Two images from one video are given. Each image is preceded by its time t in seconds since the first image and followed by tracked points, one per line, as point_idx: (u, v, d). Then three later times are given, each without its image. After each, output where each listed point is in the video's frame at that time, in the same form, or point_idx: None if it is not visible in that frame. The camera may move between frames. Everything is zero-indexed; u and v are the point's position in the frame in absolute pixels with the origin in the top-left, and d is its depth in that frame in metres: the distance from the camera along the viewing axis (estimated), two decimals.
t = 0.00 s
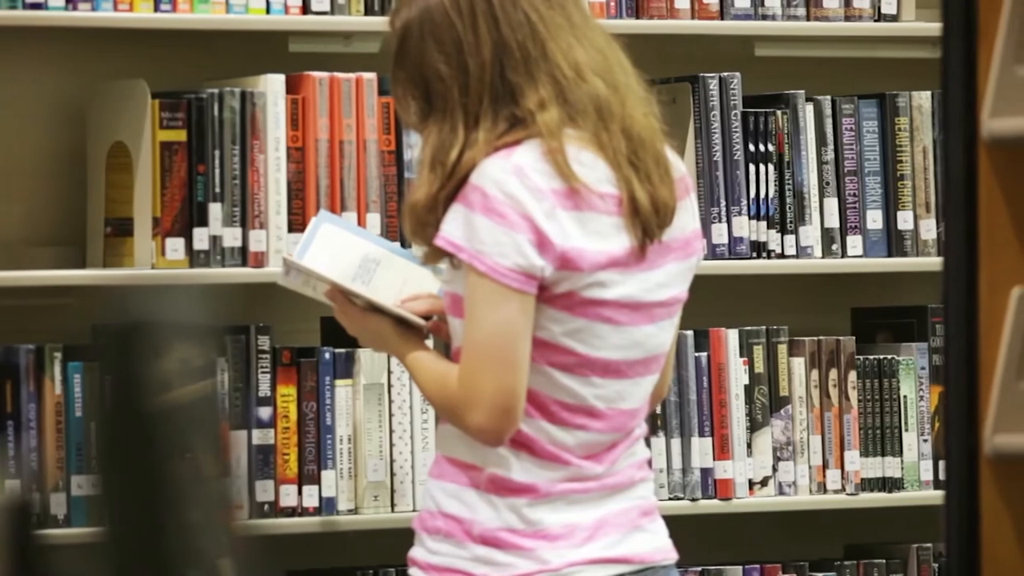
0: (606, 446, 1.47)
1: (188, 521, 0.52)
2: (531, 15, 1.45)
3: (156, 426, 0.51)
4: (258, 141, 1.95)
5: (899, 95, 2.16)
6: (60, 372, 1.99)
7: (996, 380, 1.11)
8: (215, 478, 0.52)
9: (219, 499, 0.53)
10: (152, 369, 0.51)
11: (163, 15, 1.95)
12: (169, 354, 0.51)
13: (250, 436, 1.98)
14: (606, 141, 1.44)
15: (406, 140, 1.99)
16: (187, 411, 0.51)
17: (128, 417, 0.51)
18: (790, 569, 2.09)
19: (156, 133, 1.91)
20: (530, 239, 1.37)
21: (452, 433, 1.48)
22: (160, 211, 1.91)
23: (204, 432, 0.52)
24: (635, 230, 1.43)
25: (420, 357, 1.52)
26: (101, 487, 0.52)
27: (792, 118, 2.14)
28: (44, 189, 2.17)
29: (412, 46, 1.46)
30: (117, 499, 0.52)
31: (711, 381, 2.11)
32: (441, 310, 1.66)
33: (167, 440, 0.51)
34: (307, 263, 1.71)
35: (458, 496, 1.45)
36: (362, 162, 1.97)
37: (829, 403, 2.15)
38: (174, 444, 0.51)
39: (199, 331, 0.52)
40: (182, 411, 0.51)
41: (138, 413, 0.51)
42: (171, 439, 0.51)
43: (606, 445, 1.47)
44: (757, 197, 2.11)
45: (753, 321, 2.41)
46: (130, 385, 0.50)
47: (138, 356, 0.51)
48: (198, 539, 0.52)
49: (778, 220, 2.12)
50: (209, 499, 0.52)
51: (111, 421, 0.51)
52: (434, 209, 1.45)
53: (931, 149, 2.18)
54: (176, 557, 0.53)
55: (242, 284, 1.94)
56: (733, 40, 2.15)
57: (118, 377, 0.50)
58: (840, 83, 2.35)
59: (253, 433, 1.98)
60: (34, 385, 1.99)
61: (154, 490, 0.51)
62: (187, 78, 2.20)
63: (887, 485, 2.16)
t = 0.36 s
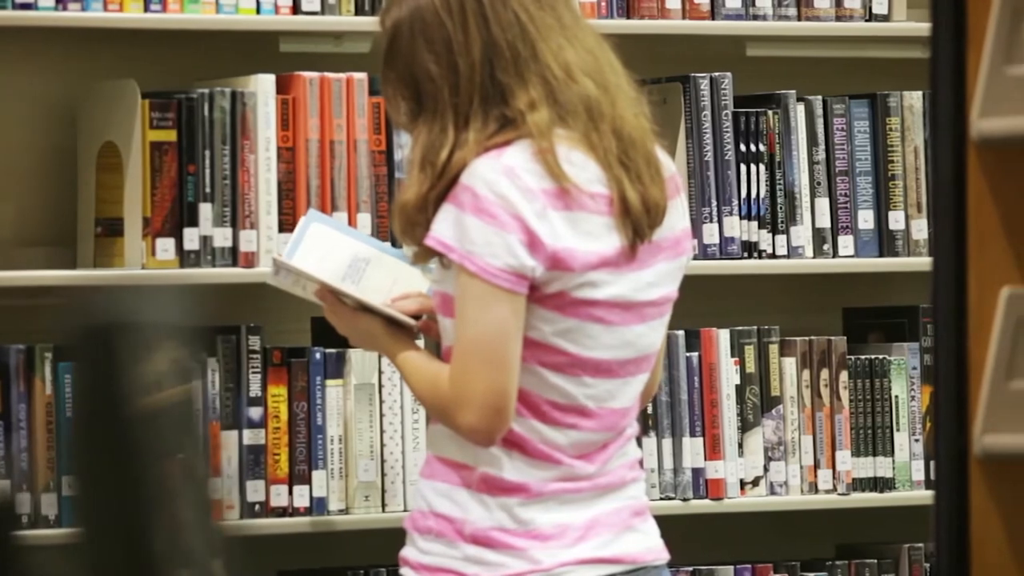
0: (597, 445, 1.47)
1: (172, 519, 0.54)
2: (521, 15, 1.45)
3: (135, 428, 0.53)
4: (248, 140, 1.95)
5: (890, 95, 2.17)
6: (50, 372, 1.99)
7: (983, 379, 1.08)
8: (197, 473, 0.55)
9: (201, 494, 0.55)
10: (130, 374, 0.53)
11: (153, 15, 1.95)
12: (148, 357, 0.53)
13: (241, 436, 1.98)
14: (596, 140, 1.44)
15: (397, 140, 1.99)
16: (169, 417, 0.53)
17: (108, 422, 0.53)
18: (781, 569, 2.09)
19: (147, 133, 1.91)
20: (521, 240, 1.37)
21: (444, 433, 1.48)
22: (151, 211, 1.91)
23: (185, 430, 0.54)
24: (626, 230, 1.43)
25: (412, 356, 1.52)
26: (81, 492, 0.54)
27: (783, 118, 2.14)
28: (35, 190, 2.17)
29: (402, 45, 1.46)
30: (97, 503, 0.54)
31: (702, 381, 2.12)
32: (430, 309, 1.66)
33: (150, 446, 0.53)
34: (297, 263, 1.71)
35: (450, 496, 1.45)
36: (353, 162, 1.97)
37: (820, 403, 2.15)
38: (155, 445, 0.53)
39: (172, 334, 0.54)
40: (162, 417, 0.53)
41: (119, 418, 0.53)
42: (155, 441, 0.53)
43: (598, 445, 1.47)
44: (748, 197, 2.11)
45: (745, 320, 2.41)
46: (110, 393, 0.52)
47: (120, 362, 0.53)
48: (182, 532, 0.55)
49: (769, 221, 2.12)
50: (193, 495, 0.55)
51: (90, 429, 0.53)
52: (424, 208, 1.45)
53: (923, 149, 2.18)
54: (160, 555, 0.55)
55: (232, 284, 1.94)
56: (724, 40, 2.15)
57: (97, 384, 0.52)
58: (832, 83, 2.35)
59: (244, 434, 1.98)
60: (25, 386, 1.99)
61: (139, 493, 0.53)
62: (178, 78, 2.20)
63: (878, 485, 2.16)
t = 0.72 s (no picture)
0: (587, 445, 1.47)
1: (146, 513, 0.62)
2: (505, 14, 1.45)
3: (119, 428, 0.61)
4: (237, 141, 1.95)
5: (880, 95, 2.17)
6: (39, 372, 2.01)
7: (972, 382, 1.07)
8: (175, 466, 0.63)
9: (179, 492, 0.63)
10: (110, 381, 0.61)
11: (142, 15, 1.94)
12: (130, 365, 0.61)
13: (230, 437, 1.99)
14: (584, 140, 1.44)
15: (386, 140, 1.99)
16: (146, 420, 0.62)
17: (91, 426, 0.61)
18: (771, 569, 2.09)
19: (136, 133, 1.92)
20: (511, 241, 1.37)
21: (433, 434, 1.47)
22: (140, 211, 1.91)
23: (165, 433, 0.62)
24: (615, 230, 1.43)
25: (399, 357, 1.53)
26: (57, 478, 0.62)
27: (773, 118, 2.14)
28: (25, 191, 2.17)
29: (386, 44, 1.46)
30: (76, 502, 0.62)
31: (692, 380, 2.12)
32: (419, 311, 1.65)
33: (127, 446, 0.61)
34: (285, 265, 1.71)
35: (440, 497, 1.44)
36: (342, 162, 1.97)
37: (810, 403, 2.16)
38: (137, 443, 0.62)
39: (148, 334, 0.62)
40: (137, 421, 0.61)
41: (101, 423, 0.61)
42: (137, 449, 0.62)
43: (588, 445, 1.47)
44: (738, 197, 2.12)
45: (736, 320, 2.42)
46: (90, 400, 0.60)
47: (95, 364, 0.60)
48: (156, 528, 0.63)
49: (759, 221, 2.13)
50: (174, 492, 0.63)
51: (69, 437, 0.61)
52: (408, 207, 1.47)
53: (913, 149, 2.18)
54: (135, 543, 0.63)
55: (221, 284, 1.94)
56: (714, 40, 2.15)
57: (77, 389, 0.60)
58: (822, 83, 2.35)
59: (233, 434, 1.99)
60: (13, 386, 2.00)
61: (118, 489, 0.61)
62: (167, 79, 2.20)
63: (868, 485, 2.16)
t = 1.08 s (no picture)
0: (573, 446, 1.47)
1: (115, 524, 0.62)
2: (495, 16, 1.45)
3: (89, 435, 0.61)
4: (224, 141, 1.95)
5: (868, 95, 2.17)
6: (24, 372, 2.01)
7: (958, 383, 1.09)
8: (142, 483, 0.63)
9: (148, 498, 0.63)
10: (86, 382, 0.61)
11: (129, 15, 1.94)
12: (102, 367, 0.61)
13: (217, 438, 2.00)
14: (571, 142, 1.44)
15: (373, 140, 1.99)
16: (111, 426, 0.61)
17: (58, 430, 0.60)
18: (759, 569, 2.10)
19: (122, 133, 1.92)
20: (497, 242, 1.36)
21: (419, 435, 1.47)
22: (126, 211, 1.92)
23: (133, 440, 0.62)
24: (601, 232, 1.43)
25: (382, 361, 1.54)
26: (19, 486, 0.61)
27: (761, 118, 2.14)
28: (12, 190, 2.17)
29: (375, 44, 1.46)
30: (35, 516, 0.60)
31: (680, 381, 2.12)
32: (400, 318, 1.68)
33: (85, 450, 0.61)
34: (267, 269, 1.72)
35: (426, 498, 1.44)
36: (330, 162, 1.97)
37: (798, 403, 2.16)
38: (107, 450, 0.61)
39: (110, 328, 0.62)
40: (103, 426, 0.61)
41: (71, 426, 0.61)
42: (103, 455, 0.61)
43: (574, 445, 1.47)
44: (726, 197, 2.12)
45: (724, 319, 2.42)
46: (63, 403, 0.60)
47: (64, 364, 0.60)
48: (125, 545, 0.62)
49: (747, 221, 2.13)
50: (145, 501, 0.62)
51: (40, 435, 0.60)
52: (394, 207, 1.47)
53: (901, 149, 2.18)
54: (100, 552, 0.62)
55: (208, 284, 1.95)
56: (702, 40, 2.15)
57: (51, 389, 0.60)
58: (809, 83, 2.36)
59: (220, 435, 2.00)
60: None
61: (81, 492, 0.60)
62: (155, 78, 2.20)
63: (856, 485, 2.17)
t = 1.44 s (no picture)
0: (559, 446, 1.47)
1: (72, 516, 0.72)
2: (482, 17, 1.46)
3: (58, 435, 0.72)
4: (210, 141, 1.97)
5: (855, 95, 2.18)
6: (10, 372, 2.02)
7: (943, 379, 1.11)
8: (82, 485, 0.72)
9: (111, 503, 0.75)
10: (59, 389, 0.73)
11: (114, 15, 1.94)
12: (69, 371, 0.73)
13: (203, 437, 2.02)
14: (556, 143, 1.44)
15: (358, 140, 2.01)
16: (83, 430, 0.73)
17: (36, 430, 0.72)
18: (746, 569, 2.10)
19: (108, 133, 1.94)
20: (482, 243, 1.36)
21: (404, 436, 1.47)
22: (112, 212, 1.94)
23: (98, 443, 0.74)
24: (586, 232, 1.44)
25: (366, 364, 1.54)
26: None
27: (747, 118, 2.15)
28: None
29: (363, 44, 1.46)
30: None
31: (667, 380, 2.13)
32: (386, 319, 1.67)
33: (60, 449, 0.72)
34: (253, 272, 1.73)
35: (411, 499, 1.44)
36: (316, 162, 1.99)
37: (785, 403, 2.17)
38: (82, 439, 0.73)
39: (81, 333, 0.76)
40: (79, 428, 0.73)
41: (49, 427, 0.72)
42: (67, 455, 0.72)
43: (560, 445, 1.47)
44: (712, 197, 2.13)
45: (712, 319, 2.43)
46: (34, 398, 0.71)
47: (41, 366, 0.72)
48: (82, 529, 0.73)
49: (733, 220, 2.14)
50: (104, 487, 0.74)
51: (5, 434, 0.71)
52: (381, 208, 1.47)
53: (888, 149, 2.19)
54: (58, 544, 0.72)
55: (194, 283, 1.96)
56: (688, 40, 2.15)
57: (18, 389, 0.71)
58: (796, 83, 2.36)
59: (206, 435, 2.02)
60: None
61: (48, 482, 0.71)
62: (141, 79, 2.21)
63: (843, 484, 2.17)
